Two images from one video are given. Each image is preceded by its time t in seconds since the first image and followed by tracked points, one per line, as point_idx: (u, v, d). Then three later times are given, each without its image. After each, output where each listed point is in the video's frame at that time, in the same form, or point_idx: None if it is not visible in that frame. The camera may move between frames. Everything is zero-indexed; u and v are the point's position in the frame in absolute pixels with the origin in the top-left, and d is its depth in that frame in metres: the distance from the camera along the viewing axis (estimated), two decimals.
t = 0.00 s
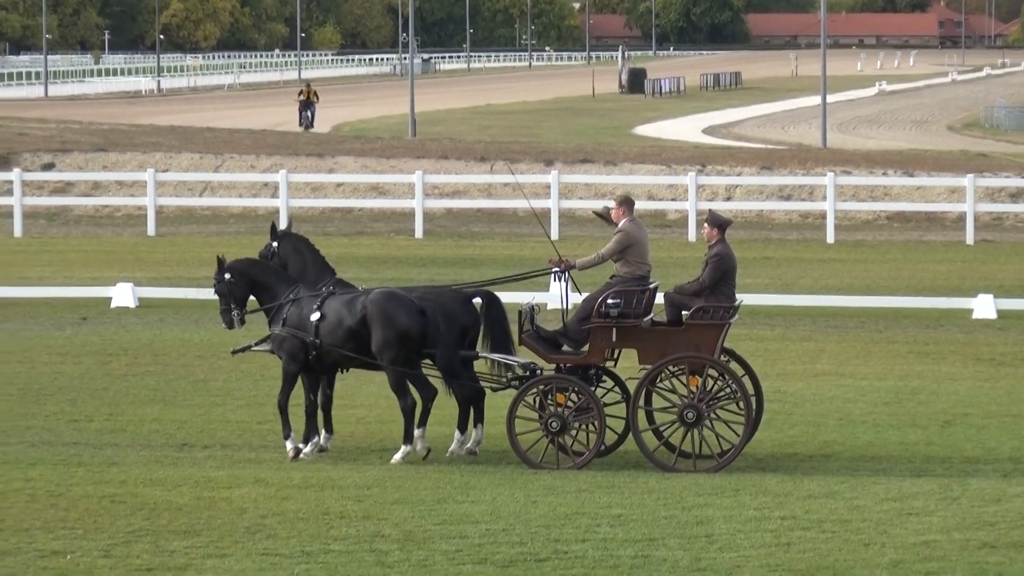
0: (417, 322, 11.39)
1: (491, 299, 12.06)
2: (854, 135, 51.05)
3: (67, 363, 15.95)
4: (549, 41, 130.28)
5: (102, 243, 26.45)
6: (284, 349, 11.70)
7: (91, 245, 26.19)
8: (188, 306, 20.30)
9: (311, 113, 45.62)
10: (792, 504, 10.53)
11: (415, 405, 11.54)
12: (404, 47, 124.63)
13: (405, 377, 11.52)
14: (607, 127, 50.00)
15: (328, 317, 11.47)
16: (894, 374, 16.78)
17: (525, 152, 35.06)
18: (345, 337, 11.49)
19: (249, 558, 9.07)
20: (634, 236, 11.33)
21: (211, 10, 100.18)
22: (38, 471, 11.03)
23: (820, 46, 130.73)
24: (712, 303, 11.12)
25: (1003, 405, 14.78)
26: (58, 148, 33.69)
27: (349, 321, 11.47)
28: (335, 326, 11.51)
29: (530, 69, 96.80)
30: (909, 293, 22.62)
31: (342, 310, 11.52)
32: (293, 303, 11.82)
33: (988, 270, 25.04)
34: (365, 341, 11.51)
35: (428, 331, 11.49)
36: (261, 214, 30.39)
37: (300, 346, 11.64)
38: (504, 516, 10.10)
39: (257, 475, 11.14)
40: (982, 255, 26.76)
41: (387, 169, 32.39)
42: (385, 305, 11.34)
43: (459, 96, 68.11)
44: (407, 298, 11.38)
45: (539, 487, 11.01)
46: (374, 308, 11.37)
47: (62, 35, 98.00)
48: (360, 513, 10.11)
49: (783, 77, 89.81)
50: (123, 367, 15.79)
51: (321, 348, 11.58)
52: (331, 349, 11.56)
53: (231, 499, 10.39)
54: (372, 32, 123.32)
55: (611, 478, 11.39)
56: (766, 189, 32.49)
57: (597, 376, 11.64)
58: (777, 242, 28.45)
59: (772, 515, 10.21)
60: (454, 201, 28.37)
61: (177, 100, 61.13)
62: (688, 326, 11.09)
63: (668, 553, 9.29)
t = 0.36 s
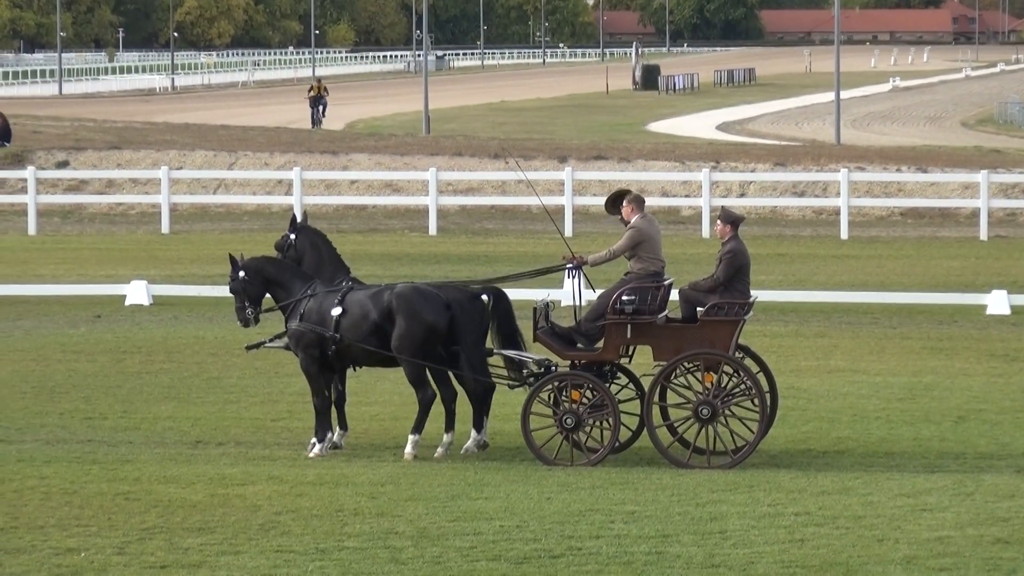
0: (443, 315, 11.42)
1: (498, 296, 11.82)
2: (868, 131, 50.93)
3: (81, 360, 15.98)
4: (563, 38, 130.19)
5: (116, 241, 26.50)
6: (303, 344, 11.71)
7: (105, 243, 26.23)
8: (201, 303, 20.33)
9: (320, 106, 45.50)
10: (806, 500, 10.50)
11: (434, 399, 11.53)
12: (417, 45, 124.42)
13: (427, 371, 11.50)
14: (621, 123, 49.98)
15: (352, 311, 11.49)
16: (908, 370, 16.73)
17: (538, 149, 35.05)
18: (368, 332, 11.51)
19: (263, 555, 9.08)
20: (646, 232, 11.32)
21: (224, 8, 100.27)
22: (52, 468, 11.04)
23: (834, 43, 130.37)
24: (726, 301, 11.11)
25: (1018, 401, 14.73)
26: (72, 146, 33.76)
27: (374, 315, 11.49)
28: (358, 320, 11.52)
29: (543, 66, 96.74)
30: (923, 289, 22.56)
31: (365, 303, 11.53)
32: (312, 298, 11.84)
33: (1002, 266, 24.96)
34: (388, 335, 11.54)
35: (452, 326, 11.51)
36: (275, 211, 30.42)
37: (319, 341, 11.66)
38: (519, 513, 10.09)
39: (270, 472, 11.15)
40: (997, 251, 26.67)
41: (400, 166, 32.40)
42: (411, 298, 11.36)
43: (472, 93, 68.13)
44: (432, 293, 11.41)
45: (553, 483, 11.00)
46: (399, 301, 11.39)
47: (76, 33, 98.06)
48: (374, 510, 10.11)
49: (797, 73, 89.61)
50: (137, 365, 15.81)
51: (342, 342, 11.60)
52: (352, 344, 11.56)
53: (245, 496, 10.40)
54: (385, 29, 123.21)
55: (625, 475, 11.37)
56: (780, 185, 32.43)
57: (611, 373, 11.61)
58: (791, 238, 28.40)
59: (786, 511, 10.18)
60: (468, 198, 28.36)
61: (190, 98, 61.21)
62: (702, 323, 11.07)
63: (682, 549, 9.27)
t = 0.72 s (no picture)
0: (441, 318, 11.43)
1: (497, 294, 11.81)
2: (863, 129, 50.99)
3: (76, 359, 15.97)
4: (558, 36, 130.15)
5: (111, 239, 26.47)
6: (299, 346, 11.72)
7: (99, 241, 26.19)
8: (196, 302, 20.31)
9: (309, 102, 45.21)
10: (800, 498, 10.52)
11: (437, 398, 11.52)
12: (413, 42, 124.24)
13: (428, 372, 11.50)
14: (616, 122, 49.99)
15: (347, 314, 11.48)
16: (903, 367, 16.75)
17: (533, 147, 35.04)
18: (365, 335, 11.52)
19: (258, 553, 9.08)
20: (641, 230, 11.33)
21: (219, 6, 100.14)
22: (47, 467, 11.04)
23: (828, 41, 130.42)
24: (722, 299, 11.11)
25: (1011, 399, 14.76)
26: (67, 145, 33.71)
27: (371, 318, 11.49)
28: (354, 323, 11.53)
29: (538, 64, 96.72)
30: (917, 287, 22.59)
31: (361, 306, 11.53)
32: (307, 299, 11.84)
33: (997, 264, 24.97)
34: (384, 337, 11.55)
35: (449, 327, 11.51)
36: (270, 210, 30.41)
37: (314, 343, 11.66)
38: (514, 511, 10.10)
39: (265, 471, 11.16)
40: (991, 249, 26.71)
41: (395, 164, 32.40)
42: (408, 301, 11.35)
43: (467, 91, 68.02)
44: (429, 295, 11.40)
45: (548, 481, 11.01)
46: (396, 304, 11.39)
47: (71, 32, 97.89)
48: (369, 508, 10.11)
49: (792, 71, 89.61)
50: (132, 363, 15.79)
51: (338, 345, 11.60)
52: (348, 347, 11.57)
53: (240, 494, 10.40)
54: (381, 27, 123.05)
55: (620, 473, 11.38)
56: (775, 183, 32.45)
57: (607, 371, 11.62)
58: (786, 236, 28.42)
59: (781, 509, 10.19)
60: (463, 196, 28.36)
61: (184, 96, 61.11)
62: (698, 321, 11.07)
63: (676, 547, 9.28)
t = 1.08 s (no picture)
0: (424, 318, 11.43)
1: (494, 292, 11.92)
2: (854, 127, 51.05)
3: (66, 356, 15.96)
4: (548, 34, 130.10)
5: (101, 237, 26.44)
6: (284, 341, 11.76)
7: (89, 239, 26.16)
8: (187, 299, 20.29)
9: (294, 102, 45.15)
10: (790, 496, 10.55)
11: (424, 398, 11.49)
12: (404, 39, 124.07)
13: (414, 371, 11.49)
14: (607, 120, 50.02)
15: (330, 311, 11.51)
16: (892, 366, 16.79)
17: (524, 145, 35.06)
18: (348, 332, 11.55)
19: (248, 551, 9.09)
20: (630, 228, 11.33)
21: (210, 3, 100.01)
22: (37, 464, 11.04)
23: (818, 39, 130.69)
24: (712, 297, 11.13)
25: (1001, 398, 14.80)
26: (57, 142, 33.66)
27: (354, 316, 11.51)
28: (338, 320, 11.55)
29: (529, 62, 96.73)
30: (907, 286, 22.63)
31: (346, 303, 11.54)
32: (293, 295, 11.85)
33: (986, 262, 25.05)
34: (367, 336, 11.56)
35: (433, 327, 11.53)
36: (261, 207, 30.38)
37: (299, 339, 11.70)
38: (504, 509, 10.13)
39: (256, 468, 11.16)
40: (981, 248, 26.77)
41: (386, 162, 32.40)
42: (392, 300, 11.36)
43: (458, 90, 67.99)
44: (413, 295, 11.40)
45: (538, 479, 11.04)
46: (379, 304, 11.40)
47: (62, 29, 97.77)
48: (358, 506, 10.13)
49: (783, 70, 89.70)
50: (122, 361, 15.79)
51: (321, 342, 11.64)
52: (332, 344, 11.60)
53: (230, 492, 10.41)
54: (372, 24, 122.99)
55: (609, 471, 11.41)
56: (765, 181, 32.53)
57: (596, 368, 11.66)
58: (776, 234, 28.45)
59: (770, 507, 10.23)
60: (454, 194, 28.38)
61: (175, 94, 61.02)
62: (688, 320, 11.10)
63: (666, 545, 9.31)
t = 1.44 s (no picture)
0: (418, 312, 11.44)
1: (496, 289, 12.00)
2: (850, 125, 51.09)
3: (63, 354, 15.95)
4: (545, 31, 130.04)
5: (98, 234, 26.42)
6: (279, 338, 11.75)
7: (87, 237, 26.17)
8: (183, 297, 20.29)
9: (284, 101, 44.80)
10: (787, 494, 10.56)
11: (418, 391, 11.48)
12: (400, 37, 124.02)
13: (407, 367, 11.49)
14: (604, 118, 50.03)
15: (325, 306, 11.50)
16: (890, 364, 16.81)
17: (520, 143, 35.05)
18: (342, 327, 11.52)
19: (245, 549, 9.09)
20: (625, 227, 11.37)
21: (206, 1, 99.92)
22: (34, 462, 11.03)
23: (815, 37, 130.74)
24: (708, 294, 11.12)
25: (998, 395, 14.82)
26: (53, 140, 33.63)
27: (348, 311, 11.49)
28: (333, 315, 11.53)
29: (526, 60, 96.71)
30: (904, 284, 22.65)
31: (341, 298, 11.54)
32: (288, 291, 11.85)
33: (983, 259, 25.09)
34: (361, 331, 11.54)
35: (428, 322, 11.53)
36: (258, 205, 30.37)
37: (294, 335, 11.69)
38: (501, 507, 10.13)
39: (253, 467, 11.16)
40: (977, 245, 26.79)
41: (383, 160, 32.40)
42: (387, 295, 11.37)
43: (455, 88, 67.95)
44: (407, 291, 11.43)
45: (535, 477, 11.05)
46: (373, 298, 11.40)
47: (58, 27, 97.70)
48: (356, 504, 10.13)
49: (779, 67, 89.73)
50: (119, 359, 15.78)
51: (317, 338, 11.63)
52: (327, 340, 11.58)
53: (226, 490, 10.41)
54: (369, 23, 122.93)
55: (606, 469, 11.42)
56: (762, 179, 32.55)
57: (593, 366, 11.64)
58: (773, 232, 28.46)
59: (767, 505, 10.24)
60: (451, 192, 28.39)
61: (171, 91, 60.98)
62: (684, 317, 11.09)
63: (664, 543, 9.32)
